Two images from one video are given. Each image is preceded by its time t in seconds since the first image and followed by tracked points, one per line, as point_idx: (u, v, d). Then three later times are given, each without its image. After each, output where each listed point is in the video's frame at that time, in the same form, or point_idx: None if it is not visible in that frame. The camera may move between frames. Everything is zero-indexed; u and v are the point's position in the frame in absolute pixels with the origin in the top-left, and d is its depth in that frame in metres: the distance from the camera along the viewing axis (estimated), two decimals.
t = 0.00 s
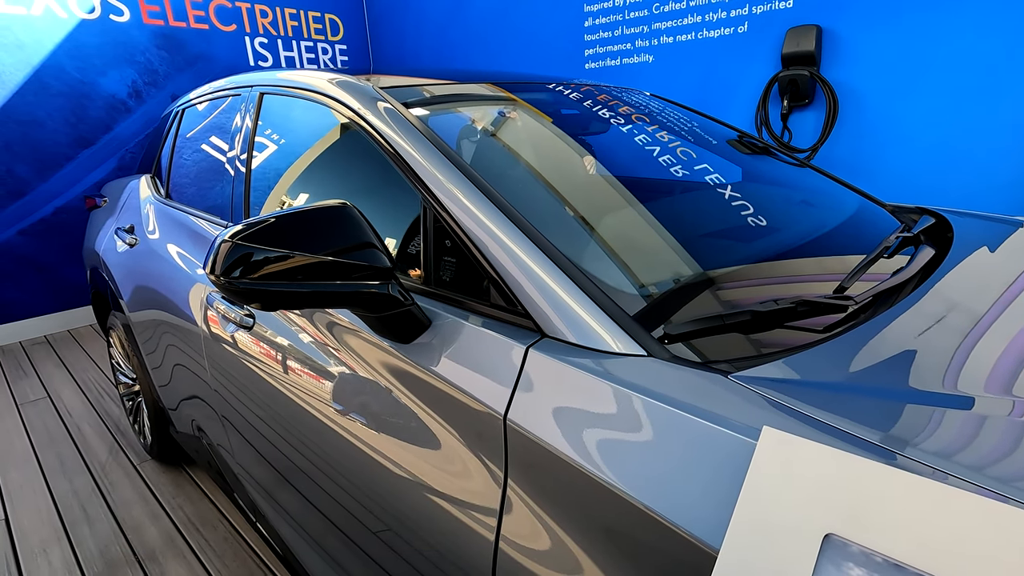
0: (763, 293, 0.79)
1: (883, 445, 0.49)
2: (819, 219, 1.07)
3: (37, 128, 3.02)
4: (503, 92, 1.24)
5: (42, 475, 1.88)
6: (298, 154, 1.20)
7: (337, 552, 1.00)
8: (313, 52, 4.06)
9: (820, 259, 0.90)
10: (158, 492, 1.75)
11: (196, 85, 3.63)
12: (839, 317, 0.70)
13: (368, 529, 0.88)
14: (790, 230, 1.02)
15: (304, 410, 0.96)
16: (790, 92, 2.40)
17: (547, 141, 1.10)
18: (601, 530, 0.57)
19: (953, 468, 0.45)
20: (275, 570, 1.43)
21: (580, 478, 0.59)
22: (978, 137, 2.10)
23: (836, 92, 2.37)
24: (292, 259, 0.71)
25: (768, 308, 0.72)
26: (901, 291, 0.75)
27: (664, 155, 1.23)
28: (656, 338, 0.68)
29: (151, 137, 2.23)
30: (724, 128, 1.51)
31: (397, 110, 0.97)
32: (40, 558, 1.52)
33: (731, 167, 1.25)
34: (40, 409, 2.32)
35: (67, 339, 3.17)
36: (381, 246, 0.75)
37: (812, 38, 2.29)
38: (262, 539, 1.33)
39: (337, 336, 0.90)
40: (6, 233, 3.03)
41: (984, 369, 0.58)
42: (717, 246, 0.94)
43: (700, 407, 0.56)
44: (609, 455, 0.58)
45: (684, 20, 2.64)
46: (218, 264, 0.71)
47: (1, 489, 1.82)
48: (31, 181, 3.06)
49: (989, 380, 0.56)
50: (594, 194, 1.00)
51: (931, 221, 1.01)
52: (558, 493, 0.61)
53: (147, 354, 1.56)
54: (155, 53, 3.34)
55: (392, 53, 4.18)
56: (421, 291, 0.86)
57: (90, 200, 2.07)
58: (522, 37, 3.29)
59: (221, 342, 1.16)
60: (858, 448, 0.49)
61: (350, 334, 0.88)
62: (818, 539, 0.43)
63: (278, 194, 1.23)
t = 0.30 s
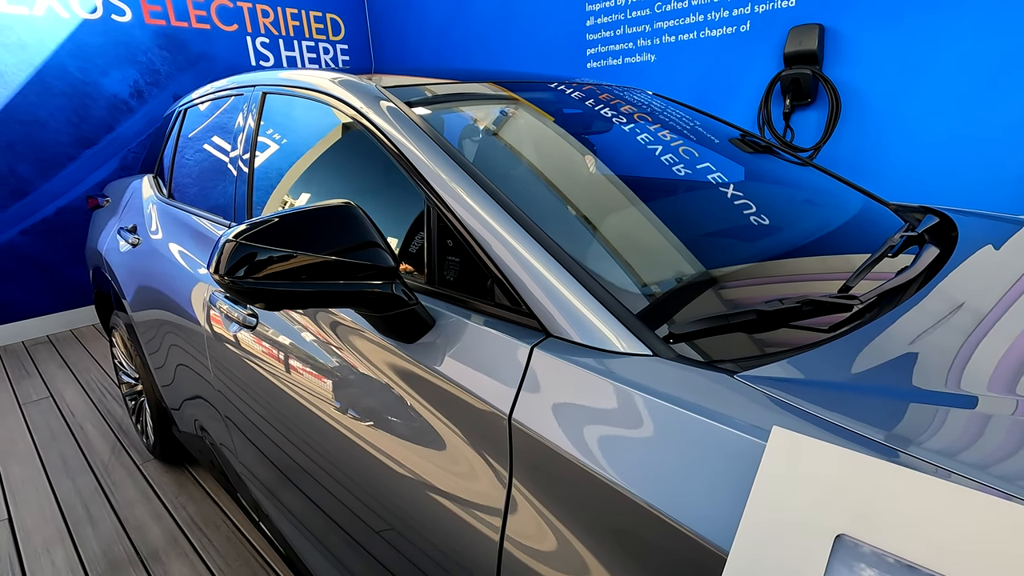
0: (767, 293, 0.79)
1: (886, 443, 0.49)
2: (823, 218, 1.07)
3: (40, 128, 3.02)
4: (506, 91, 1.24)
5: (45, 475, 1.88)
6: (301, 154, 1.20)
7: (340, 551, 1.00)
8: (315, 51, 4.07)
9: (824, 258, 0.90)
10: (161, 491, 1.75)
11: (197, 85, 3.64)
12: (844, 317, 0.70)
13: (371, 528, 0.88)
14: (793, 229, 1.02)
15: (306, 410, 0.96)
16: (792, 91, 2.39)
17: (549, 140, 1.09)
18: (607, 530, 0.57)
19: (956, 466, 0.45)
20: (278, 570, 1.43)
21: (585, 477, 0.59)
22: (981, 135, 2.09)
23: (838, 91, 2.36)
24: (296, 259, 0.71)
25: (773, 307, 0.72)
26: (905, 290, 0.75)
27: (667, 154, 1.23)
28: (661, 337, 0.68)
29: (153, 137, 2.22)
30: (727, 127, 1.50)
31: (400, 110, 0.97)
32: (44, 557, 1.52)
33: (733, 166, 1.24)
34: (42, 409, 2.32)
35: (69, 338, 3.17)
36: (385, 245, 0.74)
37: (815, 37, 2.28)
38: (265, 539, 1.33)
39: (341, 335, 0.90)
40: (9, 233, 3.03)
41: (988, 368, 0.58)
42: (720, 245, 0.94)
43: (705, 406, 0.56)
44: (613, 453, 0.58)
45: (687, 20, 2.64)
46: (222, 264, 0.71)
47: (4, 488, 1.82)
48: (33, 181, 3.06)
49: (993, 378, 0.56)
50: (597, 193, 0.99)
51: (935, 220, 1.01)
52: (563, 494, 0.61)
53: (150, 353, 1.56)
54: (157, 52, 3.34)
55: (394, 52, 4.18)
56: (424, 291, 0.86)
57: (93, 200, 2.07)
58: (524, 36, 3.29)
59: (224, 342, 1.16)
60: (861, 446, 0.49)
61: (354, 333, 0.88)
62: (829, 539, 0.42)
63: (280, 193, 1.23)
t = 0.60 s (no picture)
0: (769, 291, 0.79)
1: (889, 441, 0.48)
2: (824, 217, 1.07)
3: (41, 128, 3.03)
4: (507, 90, 1.23)
5: (47, 474, 1.88)
6: (302, 153, 1.20)
7: (341, 550, 1.00)
8: (316, 51, 4.07)
9: (827, 257, 0.90)
10: (163, 490, 1.76)
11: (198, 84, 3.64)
12: (846, 315, 0.70)
13: (372, 526, 0.88)
14: (795, 228, 1.02)
15: (307, 408, 0.96)
16: (793, 90, 2.39)
17: (550, 139, 1.09)
18: (609, 529, 0.57)
19: (958, 464, 0.45)
20: (280, 569, 1.43)
21: (587, 476, 0.59)
22: (983, 135, 2.09)
23: (840, 90, 2.36)
24: (297, 257, 0.71)
25: (775, 306, 0.72)
26: (907, 289, 0.75)
27: (668, 153, 1.23)
28: (663, 336, 0.68)
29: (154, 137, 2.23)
30: (728, 126, 1.50)
31: (401, 109, 0.97)
32: (46, 556, 1.53)
33: (735, 165, 1.24)
34: (44, 409, 2.33)
35: (71, 338, 3.17)
36: (386, 243, 0.74)
37: (816, 36, 2.28)
38: (267, 538, 1.33)
39: (342, 334, 0.90)
40: (11, 233, 3.04)
41: (990, 365, 0.58)
42: (721, 244, 0.94)
43: (707, 404, 0.56)
44: (615, 451, 0.58)
45: (688, 18, 2.64)
46: (224, 263, 0.71)
47: (7, 488, 1.83)
48: (35, 181, 3.07)
49: (995, 376, 0.56)
50: (598, 192, 0.99)
51: (936, 219, 1.01)
52: (566, 493, 0.61)
53: (152, 352, 1.57)
54: (158, 52, 3.35)
55: (394, 51, 4.17)
56: (426, 289, 0.87)
57: (93, 200, 2.07)
58: (525, 35, 3.29)
59: (225, 341, 1.16)
60: (863, 444, 0.49)
61: (356, 333, 0.88)
62: (832, 537, 0.42)
63: (282, 192, 1.23)
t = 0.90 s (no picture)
0: (769, 290, 0.79)
1: (890, 441, 0.48)
2: (825, 216, 1.07)
3: (42, 128, 3.03)
4: (507, 90, 1.23)
5: (48, 474, 1.88)
6: (302, 153, 1.20)
7: (341, 549, 1.00)
8: (316, 50, 4.07)
9: (827, 256, 0.90)
10: (163, 489, 1.76)
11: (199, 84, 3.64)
12: (846, 314, 0.70)
13: (372, 525, 0.88)
14: (795, 227, 1.02)
15: (308, 408, 0.96)
16: (794, 89, 2.39)
17: (550, 138, 1.09)
18: (609, 528, 0.57)
19: (959, 463, 0.45)
20: (281, 569, 1.43)
21: (587, 476, 0.59)
22: (984, 135, 2.08)
23: (840, 89, 2.36)
24: (296, 257, 0.71)
25: (774, 304, 0.72)
26: (908, 288, 0.74)
27: (668, 152, 1.23)
28: (662, 335, 0.68)
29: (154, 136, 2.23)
30: (728, 124, 1.50)
31: (401, 108, 0.97)
32: (46, 555, 1.53)
33: (735, 164, 1.24)
34: (45, 408, 2.33)
35: (71, 338, 3.17)
36: (386, 242, 0.74)
37: (816, 34, 2.27)
38: (268, 537, 1.33)
39: (342, 334, 0.90)
40: (11, 233, 3.04)
41: (990, 364, 0.58)
42: (721, 243, 0.94)
43: (707, 404, 0.56)
44: (615, 451, 0.58)
45: (688, 17, 2.64)
46: (223, 262, 0.72)
47: (7, 488, 1.83)
48: (35, 181, 3.07)
49: (996, 375, 0.56)
50: (598, 191, 0.99)
51: (938, 217, 1.00)
52: (565, 493, 0.61)
53: (152, 351, 1.57)
54: (159, 52, 3.35)
55: (395, 51, 4.17)
56: (426, 288, 0.86)
57: (93, 199, 2.07)
58: (525, 34, 3.28)
59: (225, 341, 1.16)
60: (864, 443, 0.48)
61: (355, 332, 0.88)
62: (829, 536, 0.43)
63: (282, 192, 1.23)
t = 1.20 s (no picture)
0: (769, 290, 0.79)
1: (890, 441, 0.48)
2: (825, 215, 1.07)
3: (43, 128, 3.03)
4: (507, 89, 1.23)
5: (49, 474, 1.88)
6: (302, 152, 1.20)
7: (342, 550, 1.00)
8: (316, 50, 4.07)
9: (828, 256, 0.90)
10: (164, 488, 1.76)
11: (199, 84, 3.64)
12: (846, 313, 0.69)
13: (373, 525, 0.88)
14: (796, 226, 1.02)
15: (308, 408, 0.96)
16: (794, 88, 2.38)
17: (551, 138, 1.09)
18: (609, 528, 0.57)
19: (960, 464, 0.45)
20: (281, 569, 1.43)
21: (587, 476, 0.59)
22: (984, 135, 2.08)
23: (841, 88, 2.36)
24: (296, 257, 0.71)
25: (775, 303, 0.72)
26: (910, 287, 0.74)
27: (668, 151, 1.22)
28: (662, 334, 0.68)
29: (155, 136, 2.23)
30: (729, 124, 1.50)
31: (401, 108, 0.97)
32: (47, 555, 1.53)
33: (736, 163, 1.24)
34: (46, 408, 2.33)
35: (72, 338, 3.17)
36: (385, 242, 0.74)
37: (817, 34, 2.27)
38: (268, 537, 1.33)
39: (342, 334, 0.90)
40: (12, 233, 3.05)
41: (991, 364, 0.58)
42: (722, 242, 0.94)
43: (707, 404, 0.56)
44: (616, 452, 0.57)
45: (688, 16, 2.64)
46: (222, 262, 0.71)
47: (8, 487, 1.83)
48: (36, 181, 3.07)
49: (997, 375, 0.56)
50: (598, 190, 0.99)
51: (938, 216, 1.00)
52: (565, 493, 0.60)
53: (152, 351, 1.57)
54: (159, 52, 3.35)
55: (395, 50, 4.17)
56: (425, 288, 0.86)
57: (94, 199, 2.07)
58: (525, 34, 3.28)
59: (226, 341, 1.16)
60: (865, 443, 0.48)
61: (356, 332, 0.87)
62: (829, 536, 0.42)
63: (282, 192, 1.23)
